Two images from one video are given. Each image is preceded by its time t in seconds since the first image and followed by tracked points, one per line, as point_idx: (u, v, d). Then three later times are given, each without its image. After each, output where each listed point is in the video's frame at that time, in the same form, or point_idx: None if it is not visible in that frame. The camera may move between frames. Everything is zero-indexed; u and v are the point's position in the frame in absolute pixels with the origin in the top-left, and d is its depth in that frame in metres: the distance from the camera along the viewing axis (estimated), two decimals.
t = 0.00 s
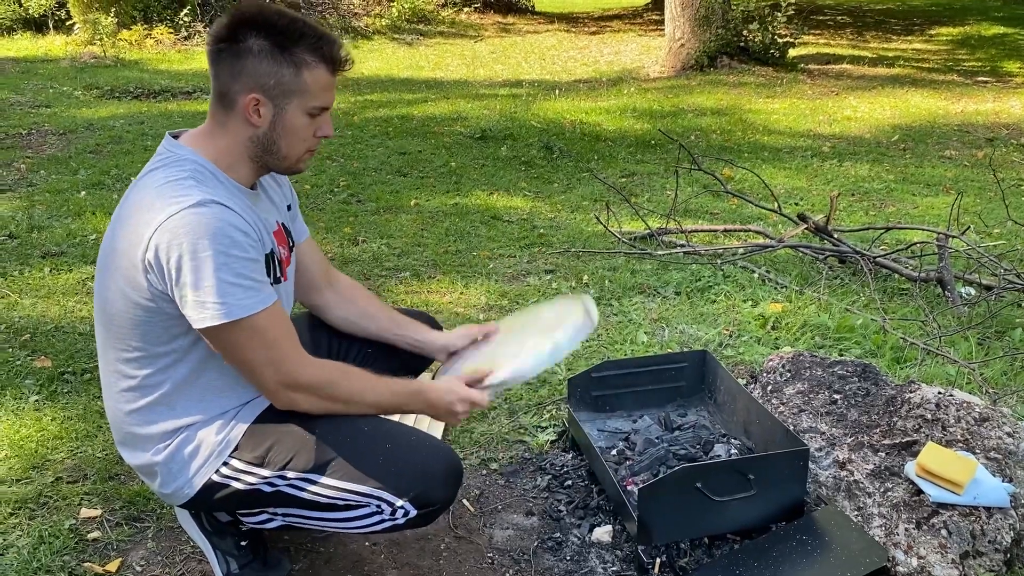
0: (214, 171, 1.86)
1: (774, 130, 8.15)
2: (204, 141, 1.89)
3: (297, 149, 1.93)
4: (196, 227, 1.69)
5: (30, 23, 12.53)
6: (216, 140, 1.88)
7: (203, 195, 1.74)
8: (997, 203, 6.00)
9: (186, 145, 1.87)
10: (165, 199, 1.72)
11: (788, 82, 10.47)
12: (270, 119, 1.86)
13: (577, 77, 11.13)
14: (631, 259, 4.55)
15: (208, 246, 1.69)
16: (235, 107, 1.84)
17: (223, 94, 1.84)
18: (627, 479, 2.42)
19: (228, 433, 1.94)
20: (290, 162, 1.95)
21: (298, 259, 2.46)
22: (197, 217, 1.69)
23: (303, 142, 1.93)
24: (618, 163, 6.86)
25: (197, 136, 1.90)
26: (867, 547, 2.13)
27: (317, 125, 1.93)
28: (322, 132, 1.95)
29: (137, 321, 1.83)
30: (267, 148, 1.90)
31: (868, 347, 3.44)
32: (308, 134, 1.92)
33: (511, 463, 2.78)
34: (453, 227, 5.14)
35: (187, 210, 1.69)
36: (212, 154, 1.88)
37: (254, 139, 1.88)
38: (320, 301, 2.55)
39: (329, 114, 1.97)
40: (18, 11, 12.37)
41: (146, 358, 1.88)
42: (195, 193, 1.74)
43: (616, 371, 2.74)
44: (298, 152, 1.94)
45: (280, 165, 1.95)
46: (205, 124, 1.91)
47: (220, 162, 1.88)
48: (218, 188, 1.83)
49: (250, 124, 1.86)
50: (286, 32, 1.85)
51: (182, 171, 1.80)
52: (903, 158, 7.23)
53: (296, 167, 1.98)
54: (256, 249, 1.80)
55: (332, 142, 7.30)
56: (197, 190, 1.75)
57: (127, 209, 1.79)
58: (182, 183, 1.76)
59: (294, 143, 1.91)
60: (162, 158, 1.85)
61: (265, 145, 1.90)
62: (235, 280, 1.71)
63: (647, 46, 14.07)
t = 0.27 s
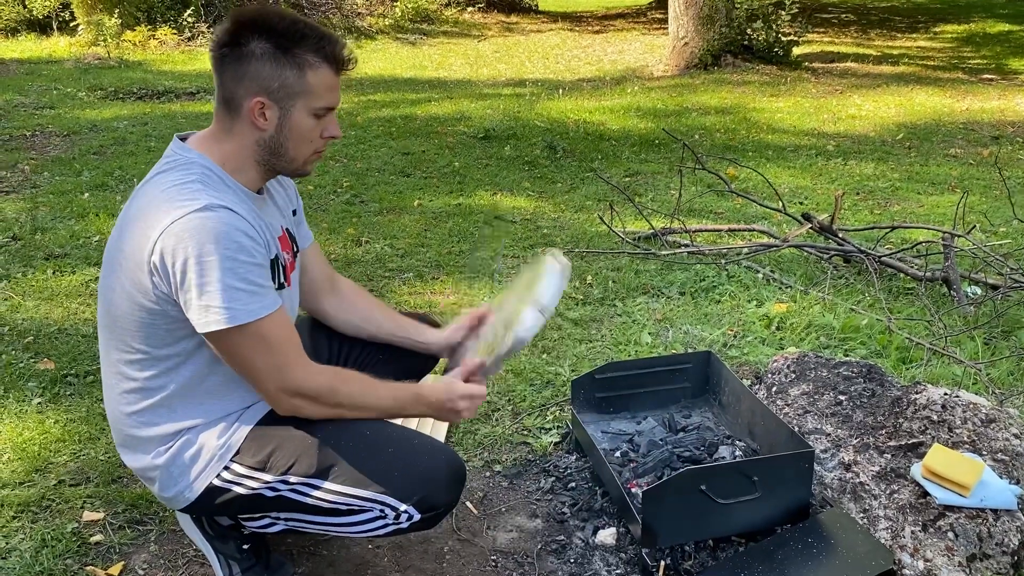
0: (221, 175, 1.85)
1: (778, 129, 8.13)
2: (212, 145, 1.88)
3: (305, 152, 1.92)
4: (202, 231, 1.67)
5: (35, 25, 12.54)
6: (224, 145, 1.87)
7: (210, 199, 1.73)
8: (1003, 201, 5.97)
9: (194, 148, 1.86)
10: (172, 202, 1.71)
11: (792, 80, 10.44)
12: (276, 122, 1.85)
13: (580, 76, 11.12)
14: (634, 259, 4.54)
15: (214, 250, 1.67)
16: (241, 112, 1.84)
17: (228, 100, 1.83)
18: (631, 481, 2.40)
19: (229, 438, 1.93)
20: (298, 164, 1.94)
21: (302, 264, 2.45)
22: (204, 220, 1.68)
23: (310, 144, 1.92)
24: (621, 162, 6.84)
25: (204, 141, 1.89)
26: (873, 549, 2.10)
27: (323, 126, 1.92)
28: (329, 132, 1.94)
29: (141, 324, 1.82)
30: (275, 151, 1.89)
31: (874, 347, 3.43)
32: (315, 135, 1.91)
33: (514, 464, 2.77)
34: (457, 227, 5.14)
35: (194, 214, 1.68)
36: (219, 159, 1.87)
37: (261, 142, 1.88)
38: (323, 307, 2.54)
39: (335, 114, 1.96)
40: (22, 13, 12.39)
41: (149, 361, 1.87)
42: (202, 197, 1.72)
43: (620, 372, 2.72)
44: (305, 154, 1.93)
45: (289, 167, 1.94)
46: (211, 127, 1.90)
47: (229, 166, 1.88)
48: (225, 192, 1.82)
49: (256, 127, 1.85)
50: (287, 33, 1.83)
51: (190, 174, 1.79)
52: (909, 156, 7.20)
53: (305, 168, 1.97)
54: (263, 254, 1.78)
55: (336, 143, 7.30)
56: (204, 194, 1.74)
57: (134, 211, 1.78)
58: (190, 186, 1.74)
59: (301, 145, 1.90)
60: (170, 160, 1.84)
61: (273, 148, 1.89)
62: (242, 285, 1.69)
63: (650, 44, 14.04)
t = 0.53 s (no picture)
0: (230, 178, 1.85)
1: (783, 127, 8.11)
2: (219, 152, 1.88)
3: (313, 150, 1.92)
4: (210, 235, 1.66)
5: (40, 26, 12.55)
6: (232, 151, 1.87)
7: (218, 202, 1.72)
8: (1010, 200, 5.94)
9: (202, 152, 1.86)
10: (180, 206, 1.70)
11: (797, 79, 10.41)
12: (282, 123, 1.85)
13: (585, 76, 11.10)
14: (640, 259, 4.53)
15: (222, 254, 1.66)
16: (245, 116, 1.83)
17: (232, 105, 1.83)
18: (638, 483, 2.39)
19: (234, 440, 1.92)
20: (308, 163, 1.94)
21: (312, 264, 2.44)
22: (212, 224, 1.67)
23: (318, 141, 1.92)
24: (626, 162, 6.83)
25: (210, 147, 1.89)
26: (881, 551, 2.09)
27: (330, 121, 1.91)
28: (335, 128, 1.94)
29: (149, 327, 1.81)
30: (284, 152, 1.89)
31: (881, 347, 3.41)
32: (322, 132, 1.91)
33: (520, 465, 2.76)
34: (462, 227, 5.13)
35: (202, 217, 1.67)
36: (228, 164, 1.87)
37: (269, 145, 1.88)
38: (331, 305, 2.53)
39: (339, 109, 1.96)
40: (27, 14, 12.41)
41: (155, 364, 1.87)
42: (210, 200, 1.71)
43: (625, 373, 2.72)
44: (314, 152, 1.92)
45: (299, 168, 1.94)
46: (217, 135, 1.90)
47: (239, 171, 1.88)
48: (233, 195, 1.81)
49: (263, 131, 1.85)
50: (284, 34, 1.83)
51: (198, 177, 1.78)
52: (915, 155, 7.18)
53: (315, 167, 1.97)
54: (271, 258, 1.77)
55: (340, 143, 7.29)
56: (213, 197, 1.73)
57: (143, 214, 1.77)
58: (198, 190, 1.74)
59: (309, 144, 1.90)
60: (179, 163, 1.83)
61: (281, 149, 1.89)
62: (249, 290, 1.68)
63: (655, 43, 14.01)
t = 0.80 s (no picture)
0: (225, 181, 1.85)
1: (790, 126, 8.07)
2: (215, 156, 1.88)
3: (309, 144, 1.90)
4: (205, 241, 1.65)
5: (46, 28, 12.55)
6: (226, 153, 1.86)
7: (213, 207, 1.71)
8: (1018, 199, 5.90)
9: (197, 156, 1.86)
10: (176, 212, 1.70)
11: (803, 77, 10.37)
12: (274, 119, 1.83)
13: (590, 75, 11.07)
14: (645, 260, 4.50)
15: (219, 260, 1.66)
16: (236, 115, 1.81)
17: (223, 106, 1.81)
18: (643, 487, 2.37)
19: (235, 444, 1.91)
20: (304, 158, 1.92)
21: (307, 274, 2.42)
22: (207, 230, 1.66)
23: (313, 135, 1.89)
24: (632, 161, 6.80)
25: (205, 150, 1.88)
26: (891, 556, 2.06)
27: (323, 114, 1.89)
28: (328, 119, 1.91)
29: (147, 334, 1.80)
30: (278, 149, 1.87)
31: (889, 348, 3.38)
32: (316, 125, 1.88)
33: (524, 469, 2.74)
34: (466, 228, 5.11)
35: (197, 223, 1.66)
36: (224, 168, 1.86)
37: (263, 143, 1.86)
38: (329, 313, 2.51)
39: (332, 100, 1.93)
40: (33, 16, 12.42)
41: (155, 371, 1.86)
42: (206, 206, 1.71)
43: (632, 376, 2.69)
44: (309, 146, 1.90)
45: (295, 163, 1.92)
46: (211, 137, 1.89)
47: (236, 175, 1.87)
48: (229, 199, 1.81)
49: (255, 129, 1.83)
50: (269, 29, 1.81)
51: (194, 182, 1.78)
52: (922, 153, 7.13)
53: (312, 161, 1.95)
54: (269, 262, 1.77)
55: (344, 144, 7.28)
56: (208, 203, 1.73)
57: (139, 220, 1.77)
58: (193, 195, 1.73)
59: (304, 138, 1.88)
60: (176, 168, 1.83)
61: (276, 146, 1.87)
62: (247, 296, 1.68)
63: (660, 42, 13.96)
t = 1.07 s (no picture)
0: (213, 186, 1.86)
1: (797, 126, 8.01)
2: (202, 156, 1.89)
3: (296, 143, 1.90)
4: (192, 249, 1.67)
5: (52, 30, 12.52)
6: (214, 151, 1.87)
7: (201, 216, 1.73)
8: None
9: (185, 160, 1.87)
10: (163, 219, 1.72)
11: (811, 76, 10.30)
12: (261, 116, 1.82)
13: (596, 75, 11.02)
14: (651, 262, 4.45)
15: (204, 269, 1.67)
16: (223, 112, 1.81)
17: (210, 102, 1.81)
18: (650, 496, 2.32)
19: (234, 454, 1.88)
20: (292, 157, 1.92)
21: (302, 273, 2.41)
22: (194, 238, 1.68)
23: (300, 133, 1.89)
24: (637, 162, 6.75)
25: (193, 152, 1.89)
26: (903, 567, 2.00)
27: (310, 113, 1.89)
28: (317, 118, 1.91)
29: (135, 344, 1.81)
30: (265, 148, 1.87)
31: (899, 352, 3.33)
32: (304, 124, 1.89)
33: (528, 476, 2.69)
34: (471, 230, 5.07)
35: (184, 231, 1.68)
36: (212, 168, 1.88)
37: (250, 141, 1.86)
38: (330, 315, 2.48)
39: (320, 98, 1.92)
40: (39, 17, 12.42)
41: (146, 382, 1.85)
42: (193, 213, 1.73)
43: (637, 382, 2.65)
44: (297, 145, 1.90)
45: (283, 161, 1.92)
46: (199, 137, 1.90)
47: (223, 175, 1.89)
48: (217, 206, 1.82)
49: (242, 126, 1.83)
50: (257, 24, 1.80)
51: (180, 190, 1.79)
52: (931, 153, 7.07)
53: (300, 161, 1.95)
54: (255, 271, 1.79)
55: (349, 145, 7.24)
56: (196, 210, 1.75)
57: (126, 229, 1.79)
58: (180, 202, 1.75)
59: (291, 136, 1.88)
60: (163, 176, 1.85)
61: (262, 145, 1.87)
62: (232, 305, 1.70)
63: (667, 42, 13.89)
